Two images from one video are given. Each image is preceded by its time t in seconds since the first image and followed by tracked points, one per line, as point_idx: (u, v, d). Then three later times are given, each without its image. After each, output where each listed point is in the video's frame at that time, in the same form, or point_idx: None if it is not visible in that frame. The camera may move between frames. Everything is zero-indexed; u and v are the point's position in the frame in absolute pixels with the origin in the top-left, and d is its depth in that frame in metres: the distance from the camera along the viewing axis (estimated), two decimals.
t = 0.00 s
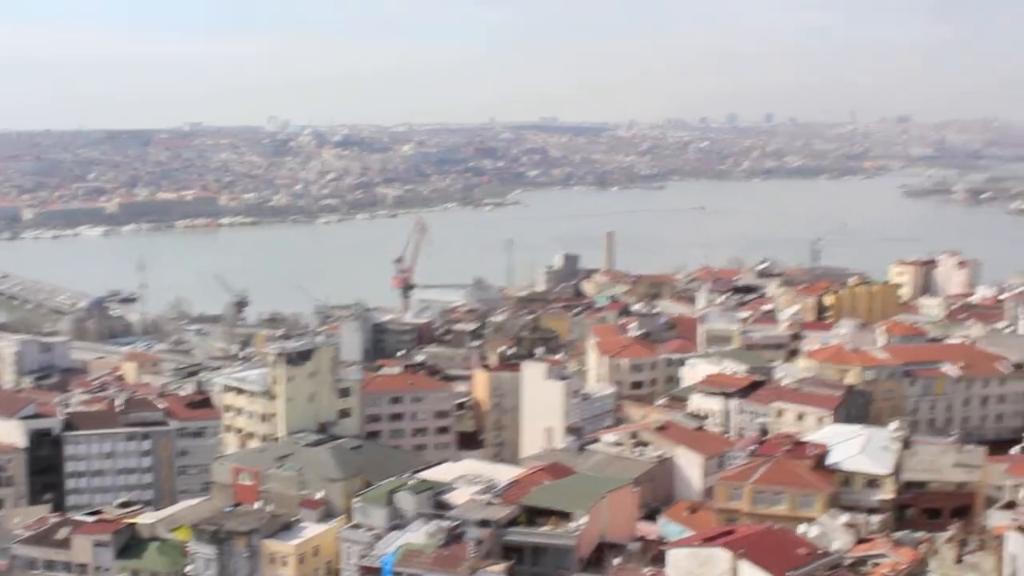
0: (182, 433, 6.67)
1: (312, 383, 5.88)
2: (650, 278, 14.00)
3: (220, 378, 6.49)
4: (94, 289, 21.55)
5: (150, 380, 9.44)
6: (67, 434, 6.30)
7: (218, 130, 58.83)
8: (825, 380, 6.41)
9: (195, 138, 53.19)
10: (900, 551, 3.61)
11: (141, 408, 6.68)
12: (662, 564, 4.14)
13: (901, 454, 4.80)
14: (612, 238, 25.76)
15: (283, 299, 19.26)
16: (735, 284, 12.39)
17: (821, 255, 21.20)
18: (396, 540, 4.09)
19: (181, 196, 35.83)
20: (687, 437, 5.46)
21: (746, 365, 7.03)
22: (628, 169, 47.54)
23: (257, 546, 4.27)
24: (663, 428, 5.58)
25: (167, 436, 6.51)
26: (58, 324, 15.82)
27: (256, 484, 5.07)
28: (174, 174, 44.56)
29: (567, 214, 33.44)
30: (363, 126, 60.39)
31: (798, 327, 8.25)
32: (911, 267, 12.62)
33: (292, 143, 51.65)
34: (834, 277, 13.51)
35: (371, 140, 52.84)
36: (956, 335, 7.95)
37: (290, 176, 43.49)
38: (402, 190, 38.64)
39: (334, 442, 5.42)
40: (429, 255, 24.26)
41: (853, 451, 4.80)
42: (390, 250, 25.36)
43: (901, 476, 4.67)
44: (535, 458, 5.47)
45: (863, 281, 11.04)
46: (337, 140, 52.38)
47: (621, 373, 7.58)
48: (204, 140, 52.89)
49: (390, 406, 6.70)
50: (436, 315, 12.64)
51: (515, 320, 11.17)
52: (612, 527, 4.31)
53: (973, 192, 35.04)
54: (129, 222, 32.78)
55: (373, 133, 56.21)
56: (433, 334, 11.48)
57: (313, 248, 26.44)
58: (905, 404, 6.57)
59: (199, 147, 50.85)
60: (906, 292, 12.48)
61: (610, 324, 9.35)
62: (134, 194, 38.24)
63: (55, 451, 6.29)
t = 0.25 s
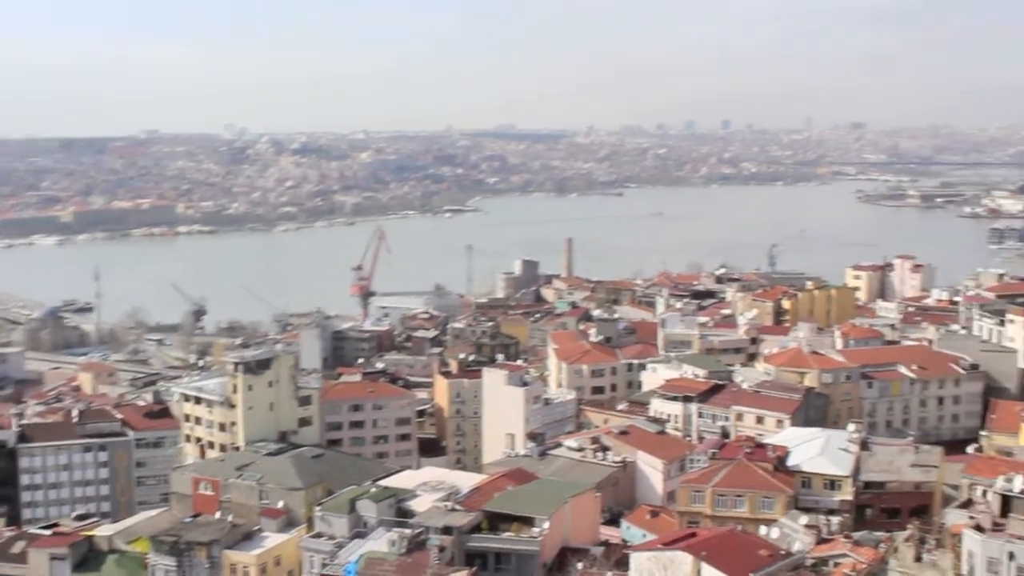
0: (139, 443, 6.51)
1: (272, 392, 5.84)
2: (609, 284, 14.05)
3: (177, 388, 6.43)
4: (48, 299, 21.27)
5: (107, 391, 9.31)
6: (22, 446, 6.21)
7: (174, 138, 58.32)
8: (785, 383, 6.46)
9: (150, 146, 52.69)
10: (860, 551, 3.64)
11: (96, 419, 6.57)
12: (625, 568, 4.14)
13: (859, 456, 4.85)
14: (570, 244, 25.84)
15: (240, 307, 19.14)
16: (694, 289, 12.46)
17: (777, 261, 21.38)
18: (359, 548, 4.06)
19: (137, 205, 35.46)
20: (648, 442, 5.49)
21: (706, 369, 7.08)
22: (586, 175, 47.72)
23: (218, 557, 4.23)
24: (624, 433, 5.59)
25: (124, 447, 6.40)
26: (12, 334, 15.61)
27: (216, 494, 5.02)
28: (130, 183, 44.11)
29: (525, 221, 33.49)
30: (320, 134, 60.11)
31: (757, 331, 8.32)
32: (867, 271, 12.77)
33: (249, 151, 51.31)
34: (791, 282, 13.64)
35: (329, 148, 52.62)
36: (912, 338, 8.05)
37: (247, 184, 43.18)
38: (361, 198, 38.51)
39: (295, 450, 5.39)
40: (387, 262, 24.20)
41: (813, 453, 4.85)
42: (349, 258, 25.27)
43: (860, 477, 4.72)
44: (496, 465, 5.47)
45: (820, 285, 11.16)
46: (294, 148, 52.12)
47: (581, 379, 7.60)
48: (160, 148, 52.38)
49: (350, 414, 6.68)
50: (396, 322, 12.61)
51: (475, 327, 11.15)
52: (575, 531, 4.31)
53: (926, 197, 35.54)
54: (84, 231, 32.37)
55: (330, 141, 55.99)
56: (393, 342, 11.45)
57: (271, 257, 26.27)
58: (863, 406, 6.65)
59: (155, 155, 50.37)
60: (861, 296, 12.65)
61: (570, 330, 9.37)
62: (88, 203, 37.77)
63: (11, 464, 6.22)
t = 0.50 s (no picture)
0: (97, 453, 6.46)
1: (231, 401, 5.79)
2: (569, 289, 14.08)
3: (134, 398, 6.36)
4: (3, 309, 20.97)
5: (63, 401, 9.18)
6: None
7: (130, 146, 57.71)
8: (744, 386, 6.50)
9: (106, 153, 52.13)
10: (819, 553, 3.66)
11: (52, 430, 6.42)
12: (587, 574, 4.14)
13: (818, 458, 4.88)
14: (530, 250, 25.88)
15: (198, 316, 18.98)
16: (653, 294, 12.52)
17: (736, 265, 21.54)
18: (319, 557, 4.03)
19: (92, 213, 35.03)
20: (609, 447, 5.50)
21: (666, 373, 7.11)
22: (545, 181, 47.79)
23: (177, 568, 4.18)
24: (585, 438, 5.60)
25: (81, 458, 6.29)
26: None
27: (174, 505, 4.97)
28: (85, 192, 43.54)
29: (485, 227, 33.48)
30: (278, 141, 59.76)
31: (716, 335, 8.37)
32: (824, 275, 12.88)
33: (206, 159, 50.87)
34: (749, 285, 13.75)
35: (287, 154, 52.31)
36: (870, 340, 8.13)
37: (204, 192, 42.81)
38: (320, 205, 38.30)
39: (254, 459, 5.35)
40: (347, 269, 24.08)
41: (772, 456, 4.88)
42: (308, 265, 25.13)
43: (819, 479, 4.76)
44: (457, 471, 5.46)
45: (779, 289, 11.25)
46: (252, 155, 51.76)
47: (542, 384, 7.60)
48: (116, 156, 51.82)
49: (310, 422, 6.64)
50: (355, 330, 12.55)
51: (435, 333, 11.12)
52: (536, 537, 4.31)
53: (881, 201, 35.98)
54: (38, 240, 31.91)
55: (289, 148, 55.67)
56: (353, 349, 11.40)
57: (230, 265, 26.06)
58: (821, 409, 6.71)
59: (111, 163, 49.81)
60: (819, 299, 12.78)
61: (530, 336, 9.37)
62: (42, 211, 37.25)
63: None
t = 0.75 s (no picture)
0: (53, 464, 6.27)
1: (189, 409, 5.73)
2: (529, 295, 14.10)
3: (92, 407, 6.27)
4: None
5: (18, 412, 9.04)
6: None
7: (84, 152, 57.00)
8: (704, 390, 6.54)
9: (60, 160, 51.42)
10: (781, 555, 3.68)
11: (8, 440, 6.33)
12: None
13: (777, 460, 4.93)
14: (490, 255, 25.85)
15: (156, 323, 18.79)
16: (613, 299, 12.56)
17: (695, 270, 21.66)
18: (281, 564, 4.00)
19: (46, 221, 34.54)
20: (570, 451, 5.51)
21: (626, 378, 7.14)
22: (504, 187, 47.81)
23: None
24: (546, 443, 5.61)
25: (38, 468, 6.22)
26: None
27: (134, 514, 4.91)
28: (39, 199, 42.93)
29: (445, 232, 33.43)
30: (235, 146, 59.28)
31: (676, 339, 8.42)
32: (782, 278, 13.00)
33: (163, 165, 50.37)
34: (708, 290, 13.85)
35: (245, 161, 51.93)
36: (828, 343, 8.21)
37: (161, 199, 42.40)
38: (278, 211, 38.05)
39: (214, 468, 5.30)
40: (306, 276, 23.94)
41: (732, 460, 4.92)
42: (266, 272, 24.97)
43: (779, 482, 4.80)
44: (418, 478, 5.44)
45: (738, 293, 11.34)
46: (209, 161, 51.33)
47: (503, 389, 7.60)
48: (71, 163, 51.16)
49: (270, 429, 6.59)
50: (315, 337, 12.49)
51: (395, 339, 11.09)
52: (499, 542, 4.30)
53: (838, 205, 36.36)
54: None
55: (246, 154, 55.27)
56: (312, 356, 11.33)
57: (188, 272, 25.82)
58: (782, 411, 6.76)
59: (65, 170, 49.16)
60: (778, 302, 12.90)
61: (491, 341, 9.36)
62: None
63: None
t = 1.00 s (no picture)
0: (9, 473, 6.20)
1: (148, 417, 5.66)
2: (489, 299, 14.10)
3: (48, 416, 6.17)
4: None
5: None
6: None
7: (38, 158, 56.19)
8: (664, 393, 6.56)
9: (13, 166, 50.64)
10: (741, 557, 3.70)
11: None
12: None
13: (738, 463, 4.96)
14: (451, 260, 25.80)
15: (113, 331, 18.56)
16: (573, 303, 12.58)
17: (655, 273, 21.76)
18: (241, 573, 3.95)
19: None
20: (531, 456, 5.50)
21: (587, 382, 7.14)
22: (464, 192, 47.77)
23: None
24: (507, 447, 5.60)
25: None
26: None
27: (91, 524, 4.83)
28: None
29: (404, 237, 33.33)
30: (192, 151, 58.74)
31: (636, 342, 8.45)
32: (741, 281, 13.10)
33: (119, 171, 49.79)
34: (668, 293, 13.92)
35: (202, 166, 51.46)
36: (786, 345, 8.27)
37: (118, 205, 41.89)
38: (236, 217, 37.74)
39: (173, 476, 5.23)
40: (264, 282, 23.76)
41: (693, 462, 4.94)
42: (225, 278, 24.75)
43: (739, 485, 4.83)
44: (379, 483, 5.41)
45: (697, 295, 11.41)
46: (167, 167, 50.81)
47: (463, 395, 7.59)
48: (25, 169, 50.41)
49: (229, 436, 6.53)
50: (274, 343, 12.39)
51: (355, 345, 11.03)
52: (460, 547, 4.29)
53: (796, 208, 36.67)
54: None
55: (204, 159, 54.77)
56: (272, 362, 11.25)
57: (145, 279, 25.53)
58: (742, 413, 6.79)
59: (18, 176, 48.42)
60: (737, 305, 13.00)
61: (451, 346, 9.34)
62: None
63: None
